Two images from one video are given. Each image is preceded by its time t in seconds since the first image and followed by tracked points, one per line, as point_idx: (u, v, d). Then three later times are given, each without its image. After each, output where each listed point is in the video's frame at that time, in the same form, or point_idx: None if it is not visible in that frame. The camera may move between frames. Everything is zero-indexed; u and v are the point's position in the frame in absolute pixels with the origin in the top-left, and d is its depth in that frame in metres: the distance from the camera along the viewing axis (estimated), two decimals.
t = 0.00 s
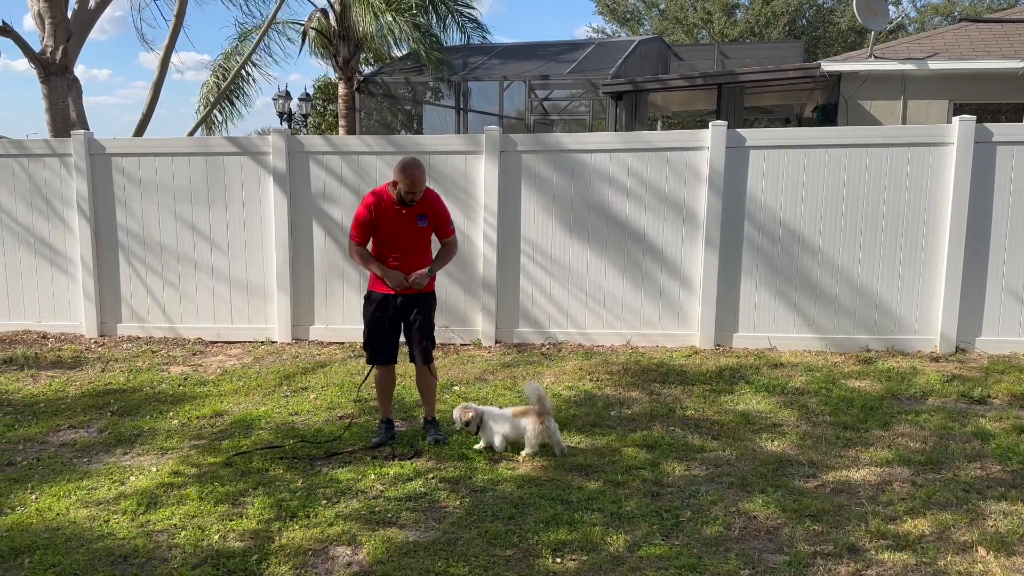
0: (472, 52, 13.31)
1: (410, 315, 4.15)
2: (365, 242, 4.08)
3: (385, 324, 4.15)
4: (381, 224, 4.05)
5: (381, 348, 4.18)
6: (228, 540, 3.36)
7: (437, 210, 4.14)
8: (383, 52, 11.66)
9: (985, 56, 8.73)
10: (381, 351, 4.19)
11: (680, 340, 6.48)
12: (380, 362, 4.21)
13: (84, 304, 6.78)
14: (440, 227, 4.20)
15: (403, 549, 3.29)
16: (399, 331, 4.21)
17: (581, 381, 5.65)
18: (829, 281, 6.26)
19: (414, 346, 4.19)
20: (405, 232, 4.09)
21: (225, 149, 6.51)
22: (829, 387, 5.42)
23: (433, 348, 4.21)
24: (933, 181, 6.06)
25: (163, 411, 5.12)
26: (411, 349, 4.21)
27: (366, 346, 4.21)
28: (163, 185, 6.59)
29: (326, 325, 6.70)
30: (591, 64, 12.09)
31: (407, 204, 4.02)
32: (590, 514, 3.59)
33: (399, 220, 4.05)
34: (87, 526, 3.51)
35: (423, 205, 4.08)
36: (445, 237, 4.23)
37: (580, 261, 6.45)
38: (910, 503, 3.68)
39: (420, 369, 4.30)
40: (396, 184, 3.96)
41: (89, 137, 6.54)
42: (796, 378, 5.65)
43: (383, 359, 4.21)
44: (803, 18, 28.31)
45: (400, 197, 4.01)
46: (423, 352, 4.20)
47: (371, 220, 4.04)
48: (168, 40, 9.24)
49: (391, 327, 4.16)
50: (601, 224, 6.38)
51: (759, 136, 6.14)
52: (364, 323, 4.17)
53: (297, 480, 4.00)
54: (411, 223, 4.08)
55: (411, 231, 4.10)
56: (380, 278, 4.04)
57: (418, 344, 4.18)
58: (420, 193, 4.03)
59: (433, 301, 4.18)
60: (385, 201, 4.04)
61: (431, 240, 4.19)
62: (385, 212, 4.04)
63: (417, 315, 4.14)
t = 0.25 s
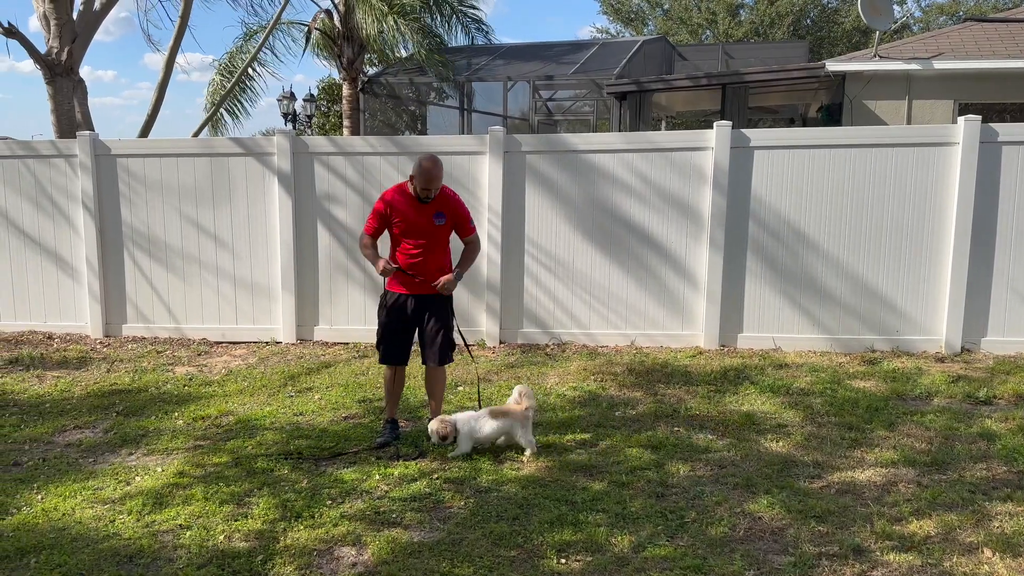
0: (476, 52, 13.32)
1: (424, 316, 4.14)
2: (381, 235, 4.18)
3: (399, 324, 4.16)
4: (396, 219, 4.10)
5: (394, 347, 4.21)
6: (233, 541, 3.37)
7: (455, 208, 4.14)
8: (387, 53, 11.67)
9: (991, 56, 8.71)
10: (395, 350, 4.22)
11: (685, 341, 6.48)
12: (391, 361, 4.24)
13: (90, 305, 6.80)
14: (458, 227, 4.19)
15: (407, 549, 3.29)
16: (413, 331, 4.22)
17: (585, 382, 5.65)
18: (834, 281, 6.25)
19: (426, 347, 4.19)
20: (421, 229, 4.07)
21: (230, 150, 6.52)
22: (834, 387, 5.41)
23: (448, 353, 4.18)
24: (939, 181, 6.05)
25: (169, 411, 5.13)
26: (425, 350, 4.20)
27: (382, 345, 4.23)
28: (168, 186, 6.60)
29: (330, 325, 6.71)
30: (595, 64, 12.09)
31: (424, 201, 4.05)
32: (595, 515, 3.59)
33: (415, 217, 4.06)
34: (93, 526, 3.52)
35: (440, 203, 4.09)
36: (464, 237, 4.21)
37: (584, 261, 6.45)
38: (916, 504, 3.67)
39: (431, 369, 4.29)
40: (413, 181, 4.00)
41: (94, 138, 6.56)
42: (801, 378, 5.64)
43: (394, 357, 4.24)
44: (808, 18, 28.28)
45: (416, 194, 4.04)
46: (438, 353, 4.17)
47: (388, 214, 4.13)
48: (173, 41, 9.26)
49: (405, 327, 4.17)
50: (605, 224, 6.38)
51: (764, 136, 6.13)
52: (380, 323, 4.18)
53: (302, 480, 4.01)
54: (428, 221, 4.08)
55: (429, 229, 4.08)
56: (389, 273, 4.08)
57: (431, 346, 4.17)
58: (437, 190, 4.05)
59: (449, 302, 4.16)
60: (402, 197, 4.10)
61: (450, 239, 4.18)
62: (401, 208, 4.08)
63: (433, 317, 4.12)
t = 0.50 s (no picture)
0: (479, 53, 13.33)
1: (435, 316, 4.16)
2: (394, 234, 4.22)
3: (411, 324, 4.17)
4: (409, 217, 4.13)
5: (404, 347, 4.21)
6: (238, 541, 3.37)
7: (468, 207, 4.13)
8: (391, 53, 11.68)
9: (995, 55, 8.70)
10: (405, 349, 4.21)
11: (688, 341, 6.47)
12: (402, 361, 4.23)
13: (94, 306, 6.81)
14: (472, 226, 4.17)
15: (412, 549, 3.29)
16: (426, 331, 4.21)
17: (589, 382, 5.65)
18: (838, 281, 6.24)
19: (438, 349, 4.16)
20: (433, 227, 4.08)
21: (234, 151, 6.53)
22: (838, 387, 5.41)
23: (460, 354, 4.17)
24: (943, 181, 6.04)
25: (173, 411, 5.14)
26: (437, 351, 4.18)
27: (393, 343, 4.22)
28: (173, 187, 6.62)
29: (334, 325, 6.72)
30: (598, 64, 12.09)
31: (437, 199, 4.07)
32: (599, 515, 3.59)
33: (428, 215, 4.08)
34: (98, 526, 3.52)
35: (453, 201, 4.09)
36: (478, 237, 4.20)
37: (588, 262, 6.45)
38: (920, 504, 3.66)
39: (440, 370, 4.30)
40: (425, 178, 4.03)
41: (99, 139, 6.57)
42: (805, 379, 5.63)
43: (403, 357, 4.23)
44: (812, 18, 28.25)
45: (429, 191, 4.07)
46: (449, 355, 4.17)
47: (400, 213, 4.15)
48: (177, 42, 9.28)
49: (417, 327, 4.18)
50: (609, 224, 6.38)
51: (768, 136, 6.12)
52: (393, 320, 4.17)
53: (306, 480, 4.01)
54: (440, 219, 4.09)
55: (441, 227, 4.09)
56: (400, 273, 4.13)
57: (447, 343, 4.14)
58: (449, 188, 4.08)
59: (460, 304, 4.18)
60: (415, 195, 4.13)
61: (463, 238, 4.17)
62: (414, 206, 4.11)
63: (444, 319, 4.14)
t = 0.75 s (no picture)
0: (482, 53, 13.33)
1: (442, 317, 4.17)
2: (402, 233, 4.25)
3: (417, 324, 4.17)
4: (414, 217, 4.13)
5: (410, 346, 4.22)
6: (241, 541, 3.38)
7: (474, 207, 4.10)
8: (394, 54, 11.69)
9: (999, 55, 8.67)
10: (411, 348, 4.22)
11: (692, 341, 6.47)
12: (406, 360, 4.25)
13: (98, 306, 6.83)
14: (477, 228, 4.14)
15: (415, 550, 3.29)
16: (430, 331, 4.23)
17: (592, 382, 5.64)
18: (842, 282, 6.23)
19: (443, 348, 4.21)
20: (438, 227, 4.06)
21: (237, 151, 6.54)
22: (842, 388, 5.40)
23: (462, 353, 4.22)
24: (947, 181, 6.03)
25: (177, 412, 5.15)
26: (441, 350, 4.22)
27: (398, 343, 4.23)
28: (176, 188, 6.62)
29: (337, 326, 6.72)
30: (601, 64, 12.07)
31: (442, 198, 4.06)
32: (602, 516, 3.59)
33: (432, 214, 4.08)
34: (101, 526, 3.53)
35: (459, 201, 4.07)
36: (483, 239, 4.15)
37: (590, 262, 6.44)
38: (924, 504, 3.65)
39: (445, 371, 4.30)
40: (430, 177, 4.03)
41: (103, 140, 6.58)
42: (809, 379, 5.62)
43: (408, 357, 4.25)
44: (815, 18, 28.22)
45: (434, 190, 4.06)
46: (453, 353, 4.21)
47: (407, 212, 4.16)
48: (180, 42, 9.29)
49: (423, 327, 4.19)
50: (612, 225, 6.37)
51: (771, 137, 6.11)
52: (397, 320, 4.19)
53: (309, 480, 4.02)
54: (445, 218, 4.07)
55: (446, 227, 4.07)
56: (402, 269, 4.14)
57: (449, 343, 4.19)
58: (455, 187, 4.06)
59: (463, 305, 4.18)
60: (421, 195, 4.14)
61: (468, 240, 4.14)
62: (420, 206, 4.10)
63: (449, 320, 4.16)
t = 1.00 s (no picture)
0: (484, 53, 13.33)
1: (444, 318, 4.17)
2: (407, 233, 4.27)
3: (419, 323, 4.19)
4: (416, 217, 4.13)
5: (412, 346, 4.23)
6: (244, 541, 3.38)
7: (476, 208, 4.06)
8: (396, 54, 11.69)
9: (1003, 54, 8.66)
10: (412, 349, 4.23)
11: (695, 341, 6.46)
12: (408, 360, 4.26)
13: (102, 307, 6.84)
14: (480, 229, 4.10)
15: (418, 550, 3.29)
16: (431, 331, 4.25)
17: (595, 382, 5.64)
18: (845, 281, 6.22)
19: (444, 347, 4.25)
20: (438, 228, 4.05)
21: (240, 152, 6.55)
22: (845, 388, 5.39)
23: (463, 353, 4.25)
24: (951, 181, 6.02)
25: (180, 412, 5.16)
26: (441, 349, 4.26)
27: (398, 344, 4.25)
28: (179, 188, 6.64)
29: (340, 326, 6.73)
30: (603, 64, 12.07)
31: (444, 198, 4.04)
32: (604, 516, 3.58)
33: (434, 215, 4.06)
34: (105, 526, 3.54)
35: (462, 201, 4.04)
36: (485, 239, 4.12)
37: (593, 262, 6.44)
38: (927, 504, 3.65)
39: (446, 371, 4.31)
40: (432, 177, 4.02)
41: (106, 140, 6.59)
42: (812, 379, 5.62)
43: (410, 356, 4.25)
44: (818, 17, 28.18)
45: (436, 190, 4.05)
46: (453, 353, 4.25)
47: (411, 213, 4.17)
48: (184, 43, 9.30)
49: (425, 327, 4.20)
50: (614, 225, 6.37)
51: (774, 137, 6.11)
52: (399, 321, 4.22)
53: (312, 480, 4.02)
54: (446, 218, 4.05)
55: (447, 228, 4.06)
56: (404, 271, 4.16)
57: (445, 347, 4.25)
58: (457, 188, 4.03)
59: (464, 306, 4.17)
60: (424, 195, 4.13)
61: (471, 240, 4.12)
62: (422, 207, 4.10)
63: (451, 320, 4.16)
